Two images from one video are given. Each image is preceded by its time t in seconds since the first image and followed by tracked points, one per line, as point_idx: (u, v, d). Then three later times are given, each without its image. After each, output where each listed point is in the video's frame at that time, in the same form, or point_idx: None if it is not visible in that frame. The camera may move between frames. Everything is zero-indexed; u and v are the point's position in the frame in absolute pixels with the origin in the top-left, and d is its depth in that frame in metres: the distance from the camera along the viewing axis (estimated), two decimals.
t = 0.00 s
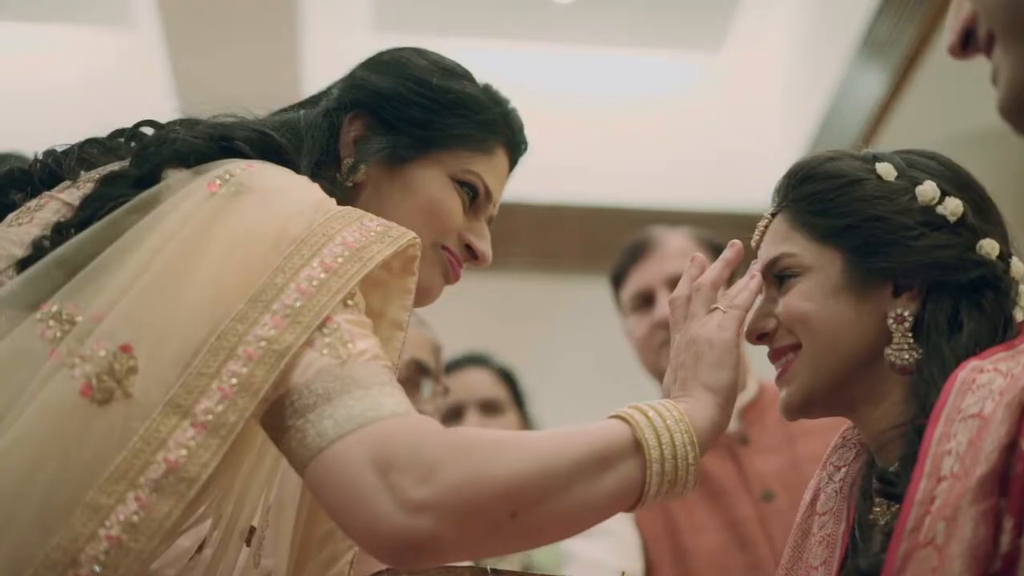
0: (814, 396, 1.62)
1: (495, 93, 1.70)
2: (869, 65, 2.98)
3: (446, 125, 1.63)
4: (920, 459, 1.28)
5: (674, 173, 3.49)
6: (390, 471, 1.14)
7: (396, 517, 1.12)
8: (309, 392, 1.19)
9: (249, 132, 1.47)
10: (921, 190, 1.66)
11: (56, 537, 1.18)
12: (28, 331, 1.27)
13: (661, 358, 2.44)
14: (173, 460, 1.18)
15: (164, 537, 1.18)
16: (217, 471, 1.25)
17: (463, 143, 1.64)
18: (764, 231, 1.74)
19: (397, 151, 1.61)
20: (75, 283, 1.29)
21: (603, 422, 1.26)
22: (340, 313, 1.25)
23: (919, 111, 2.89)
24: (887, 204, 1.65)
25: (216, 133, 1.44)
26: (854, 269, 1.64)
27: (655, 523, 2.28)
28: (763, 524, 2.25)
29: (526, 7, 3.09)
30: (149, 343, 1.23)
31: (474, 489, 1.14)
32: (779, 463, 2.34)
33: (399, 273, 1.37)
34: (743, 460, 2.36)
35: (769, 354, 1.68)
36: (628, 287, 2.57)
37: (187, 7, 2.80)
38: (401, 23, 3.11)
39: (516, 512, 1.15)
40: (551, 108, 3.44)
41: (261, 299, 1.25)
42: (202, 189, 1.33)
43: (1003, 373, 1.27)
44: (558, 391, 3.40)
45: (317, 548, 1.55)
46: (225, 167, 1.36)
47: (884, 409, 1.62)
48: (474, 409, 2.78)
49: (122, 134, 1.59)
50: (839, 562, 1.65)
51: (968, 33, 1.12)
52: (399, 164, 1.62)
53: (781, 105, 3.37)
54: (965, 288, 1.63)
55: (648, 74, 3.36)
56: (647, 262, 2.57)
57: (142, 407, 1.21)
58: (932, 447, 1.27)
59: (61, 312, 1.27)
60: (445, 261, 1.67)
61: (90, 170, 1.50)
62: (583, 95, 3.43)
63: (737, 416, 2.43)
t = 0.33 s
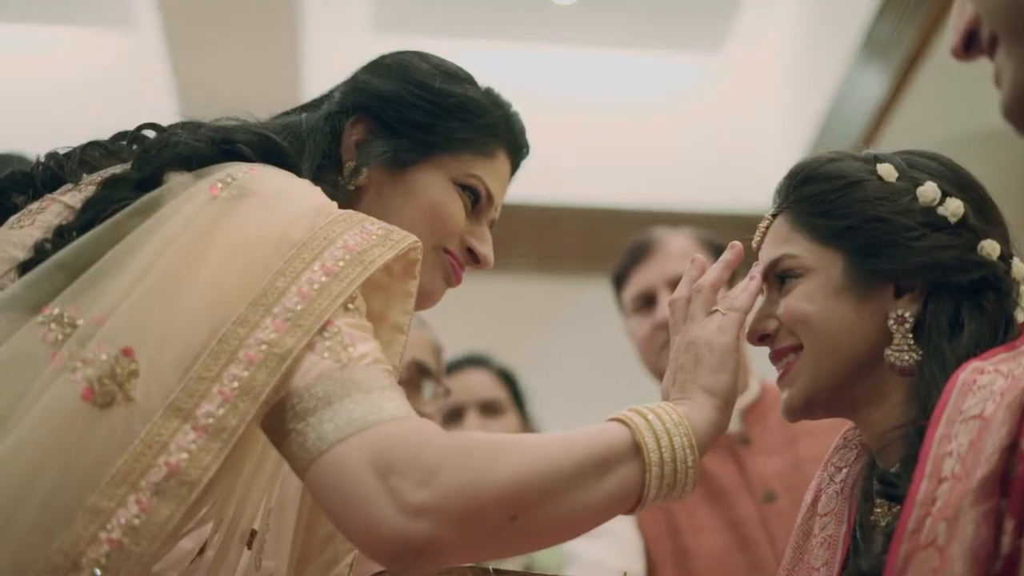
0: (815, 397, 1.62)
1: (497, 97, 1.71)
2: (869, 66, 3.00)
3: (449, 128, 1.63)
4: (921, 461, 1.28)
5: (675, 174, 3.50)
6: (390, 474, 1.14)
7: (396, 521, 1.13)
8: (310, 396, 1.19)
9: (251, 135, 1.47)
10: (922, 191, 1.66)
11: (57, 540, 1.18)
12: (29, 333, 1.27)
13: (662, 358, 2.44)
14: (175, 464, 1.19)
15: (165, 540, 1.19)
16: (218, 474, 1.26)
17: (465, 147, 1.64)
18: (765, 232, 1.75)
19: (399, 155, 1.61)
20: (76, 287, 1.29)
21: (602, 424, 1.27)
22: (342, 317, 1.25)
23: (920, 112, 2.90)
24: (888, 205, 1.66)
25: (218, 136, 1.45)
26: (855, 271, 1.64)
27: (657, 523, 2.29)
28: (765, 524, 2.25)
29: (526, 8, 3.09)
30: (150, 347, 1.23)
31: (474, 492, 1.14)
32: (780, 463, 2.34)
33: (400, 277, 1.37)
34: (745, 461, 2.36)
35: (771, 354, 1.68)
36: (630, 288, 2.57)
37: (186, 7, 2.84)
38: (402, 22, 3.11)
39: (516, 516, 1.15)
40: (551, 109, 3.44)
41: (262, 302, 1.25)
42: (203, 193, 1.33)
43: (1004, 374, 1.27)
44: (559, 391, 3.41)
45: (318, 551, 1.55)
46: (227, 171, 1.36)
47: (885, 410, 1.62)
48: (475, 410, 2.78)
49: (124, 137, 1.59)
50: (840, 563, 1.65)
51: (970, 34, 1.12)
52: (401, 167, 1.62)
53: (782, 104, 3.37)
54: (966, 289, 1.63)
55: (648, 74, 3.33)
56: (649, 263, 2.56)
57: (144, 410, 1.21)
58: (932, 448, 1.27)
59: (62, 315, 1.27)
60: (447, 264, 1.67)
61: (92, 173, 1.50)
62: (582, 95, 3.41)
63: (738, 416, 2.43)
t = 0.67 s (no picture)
0: (815, 398, 1.62)
1: (498, 99, 1.72)
2: (869, 69, 2.96)
3: (450, 130, 1.63)
4: (922, 462, 1.28)
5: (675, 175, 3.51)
6: (389, 475, 1.14)
7: (396, 522, 1.13)
8: (310, 397, 1.19)
9: (252, 137, 1.47)
10: (923, 191, 1.66)
11: (59, 542, 1.18)
12: (30, 335, 1.27)
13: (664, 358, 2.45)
14: (176, 465, 1.19)
15: (167, 542, 1.19)
16: (219, 476, 1.26)
17: (466, 149, 1.65)
18: (766, 232, 1.75)
19: (400, 157, 1.61)
20: (78, 289, 1.29)
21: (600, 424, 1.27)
22: (342, 319, 1.25)
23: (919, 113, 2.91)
24: (889, 205, 1.66)
25: (219, 139, 1.45)
26: (855, 271, 1.64)
27: (658, 523, 2.29)
28: (766, 524, 2.25)
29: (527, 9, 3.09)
30: (151, 350, 1.23)
31: (473, 493, 1.14)
32: (781, 463, 2.34)
33: (400, 278, 1.38)
34: (746, 462, 2.36)
35: (772, 355, 1.68)
36: (631, 289, 2.57)
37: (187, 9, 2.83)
38: (404, 23, 3.13)
39: (515, 517, 1.15)
40: (552, 108, 3.44)
41: (263, 304, 1.25)
42: (204, 195, 1.33)
43: (1005, 374, 1.27)
44: (560, 392, 3.41)
45: (319, 553, 1.55)
46: (228, 173, 1.36)
47: (887, 411, 1.62)
48: (475, 411, 2.78)
49: (125, 140, 1.60)
50: (841, 564, 1.65)
51: (972, 37, 1.12)
52: (402, 169, 1.61)
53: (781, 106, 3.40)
54: (967, 289, 1.63)
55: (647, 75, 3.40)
56: (650, 263, 2.57)
57: (145, 412, 1.21)
58: (934, 449, 1.28)
59: (63, 318, 1.27)
60: (449, 265, 1.67)
61: (93, 175, 1.50)
62: (584, 95, 3.43)
63: (740, 417, 2.42)
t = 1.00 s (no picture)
0: (816, 399, 1.62)
1: (498, 99, 1.71)
2: (869, 68, 2.95)
3: (451, 131, 1.63)
4: (923, 462, 1.28)
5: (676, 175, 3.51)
6: (388, 476, 1.14)
7: (395, 524, 1.12)
8: (308, 398, 1.19)
9: (252, 139, 1.47)
10: (923, 191, 1.66)
11: (59, 543, 1.18)
12: (29, 337, 1.27)
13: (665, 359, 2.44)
14: (176, 467, 1.19)
15: (167, 543, 1.19)
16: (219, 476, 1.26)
17: (466, 150, 1.65)
18: (767, 233, 1.75)
19: (401, 158, 1.60)
20: (78, 290, 1.29)
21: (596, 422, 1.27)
22: (342, 321, 1.26)
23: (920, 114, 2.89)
24: (890, 206, 1.66)
25: (219, 140, 1.45)
26: (856, 272, 1.64)
27: (658, 522, 2.29)
28: (767, 524, 2.25)
29: (527, 10, 3.10)
30: (151, 351, 1.23)
31: (471, 493, 1.14)
32: (783, 464, 2.33)
33: (401, 279, 1.38)
34: (748, 462, 2.36)
35: (773, 355, 1.68)
36: (632, 289, 2.57)
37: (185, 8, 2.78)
38: (403, 23, 3.13)
39: (513, 516, 1.15)
40: (552, 108, 3.45)
41: (263, 305, 1.25)
42: (204, 196, 1.33)
43: (1006, 376, 1.27)
44: (562, 393, 3.41)
45: (319, 554, 1.54)
46: (228, 174, 1.36)
47: (887, 412, 1.62)
48: (475, 412, 2.78)
49: (126, 141, 1.60)
50: (843, 565, 1.65)
51: (973, 37, 1.12)
52: (402, 170, 1.61)
53: (780, 108, 3.42)
54: (968, 289, 1.63)
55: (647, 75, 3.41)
56: (652, 264, 2.57)
57: (144, 414, 1.21)
58: (935, 450, 1.27)
59: (63, 319, 1.27)
60: (450, 266, 1.67)
61: (93, 177, 1.50)
62: (584, 95, 3.44)
63: (743, 415, 2.39)
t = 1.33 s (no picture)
0: (817, 400, 1.62)
1: (498, 99, 1.71)
2: (870, 69, 2.94)
3: (451, 131, 1.63)
4: (924, 463, 1.28)
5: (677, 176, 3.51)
6: (384, 475, 1.14)
7: (392, 523, 1.12)
8: (305, 397, 1.19)
9: (251, 138, 1.47)
10: (925, 193, 1.66)
11: (59, 542, 1.18)
12: (29, 337, 1.27)
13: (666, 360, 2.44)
14: (174, 467, 1.18)
15: (166, 543, 1.19)
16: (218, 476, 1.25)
17: (467, 149, 1.64)
18: (768, 233, 1.75)
19: (400, 158, 1.60)
20: (77, 290, 1.29)
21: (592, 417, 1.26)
22: (341, 321, 1.25)
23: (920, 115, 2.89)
24: (892, 206, 1.65)
25: (218, 140, 1.45)
26: (857, 272, 1.63)
27: (659, 523, 2.29)
28: (768, 525, 2.25)
29: (527, 10, 3.10)
30: (150, 351, 1.22)
31: (467, 492, 1.13)
32: (784, 464, 2.33)
33: (400, 278, 1.37)
34: (749, 463, 2.35)
35: (774, 356, 1.68)
36: (633, 290, 2.57)
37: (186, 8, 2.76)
38: (403, 22, 3.13)
39: (510, 514, 1.15)
40: (552, 108, 3.45)
41: (262, 305, 1.25)
42: (203, 196, 1.32)
43: (1007, 377, 1.27)
44: (563, 393, 3.41)
45: (319, 554, 1.53)
46: (227, 174, 1.36)
47: (888, 413, 1.62)
48: (475, 413, 2.78)
49: (126, 142, 1.59)
50: (844, 566, 1.64)
51: (974, 38, 1.11)
52: (402, 170, 1.61)
53: (780, 107, 3.42)
54: (970, 290, 1.63)
55: (648, 74, 3.41)
56: (653, 264, 2.57)
57: (143, 414, 1.20)
58: (936, 451, 1.27)
59: (63, 319, 1.27)
60: (450, 265, 1.66)
61: (93, 177, 1.50)
62: (584, 95, 3.44)
63: (744, 416, 2.39)
